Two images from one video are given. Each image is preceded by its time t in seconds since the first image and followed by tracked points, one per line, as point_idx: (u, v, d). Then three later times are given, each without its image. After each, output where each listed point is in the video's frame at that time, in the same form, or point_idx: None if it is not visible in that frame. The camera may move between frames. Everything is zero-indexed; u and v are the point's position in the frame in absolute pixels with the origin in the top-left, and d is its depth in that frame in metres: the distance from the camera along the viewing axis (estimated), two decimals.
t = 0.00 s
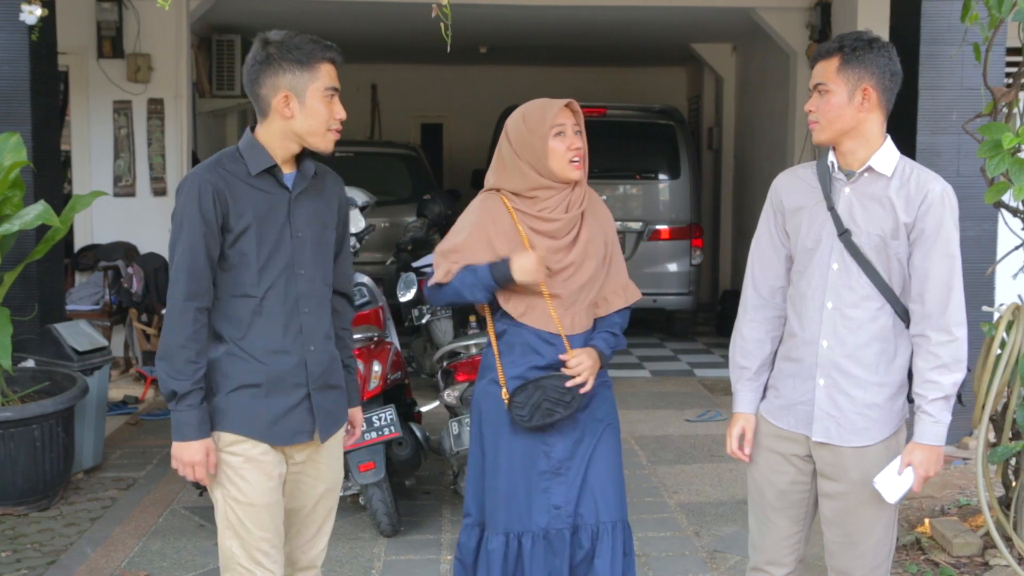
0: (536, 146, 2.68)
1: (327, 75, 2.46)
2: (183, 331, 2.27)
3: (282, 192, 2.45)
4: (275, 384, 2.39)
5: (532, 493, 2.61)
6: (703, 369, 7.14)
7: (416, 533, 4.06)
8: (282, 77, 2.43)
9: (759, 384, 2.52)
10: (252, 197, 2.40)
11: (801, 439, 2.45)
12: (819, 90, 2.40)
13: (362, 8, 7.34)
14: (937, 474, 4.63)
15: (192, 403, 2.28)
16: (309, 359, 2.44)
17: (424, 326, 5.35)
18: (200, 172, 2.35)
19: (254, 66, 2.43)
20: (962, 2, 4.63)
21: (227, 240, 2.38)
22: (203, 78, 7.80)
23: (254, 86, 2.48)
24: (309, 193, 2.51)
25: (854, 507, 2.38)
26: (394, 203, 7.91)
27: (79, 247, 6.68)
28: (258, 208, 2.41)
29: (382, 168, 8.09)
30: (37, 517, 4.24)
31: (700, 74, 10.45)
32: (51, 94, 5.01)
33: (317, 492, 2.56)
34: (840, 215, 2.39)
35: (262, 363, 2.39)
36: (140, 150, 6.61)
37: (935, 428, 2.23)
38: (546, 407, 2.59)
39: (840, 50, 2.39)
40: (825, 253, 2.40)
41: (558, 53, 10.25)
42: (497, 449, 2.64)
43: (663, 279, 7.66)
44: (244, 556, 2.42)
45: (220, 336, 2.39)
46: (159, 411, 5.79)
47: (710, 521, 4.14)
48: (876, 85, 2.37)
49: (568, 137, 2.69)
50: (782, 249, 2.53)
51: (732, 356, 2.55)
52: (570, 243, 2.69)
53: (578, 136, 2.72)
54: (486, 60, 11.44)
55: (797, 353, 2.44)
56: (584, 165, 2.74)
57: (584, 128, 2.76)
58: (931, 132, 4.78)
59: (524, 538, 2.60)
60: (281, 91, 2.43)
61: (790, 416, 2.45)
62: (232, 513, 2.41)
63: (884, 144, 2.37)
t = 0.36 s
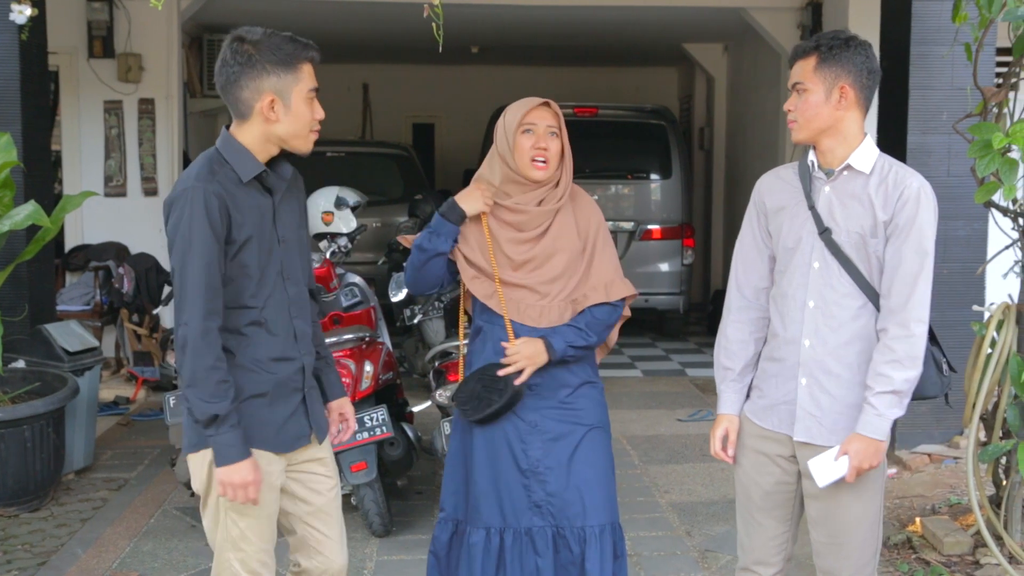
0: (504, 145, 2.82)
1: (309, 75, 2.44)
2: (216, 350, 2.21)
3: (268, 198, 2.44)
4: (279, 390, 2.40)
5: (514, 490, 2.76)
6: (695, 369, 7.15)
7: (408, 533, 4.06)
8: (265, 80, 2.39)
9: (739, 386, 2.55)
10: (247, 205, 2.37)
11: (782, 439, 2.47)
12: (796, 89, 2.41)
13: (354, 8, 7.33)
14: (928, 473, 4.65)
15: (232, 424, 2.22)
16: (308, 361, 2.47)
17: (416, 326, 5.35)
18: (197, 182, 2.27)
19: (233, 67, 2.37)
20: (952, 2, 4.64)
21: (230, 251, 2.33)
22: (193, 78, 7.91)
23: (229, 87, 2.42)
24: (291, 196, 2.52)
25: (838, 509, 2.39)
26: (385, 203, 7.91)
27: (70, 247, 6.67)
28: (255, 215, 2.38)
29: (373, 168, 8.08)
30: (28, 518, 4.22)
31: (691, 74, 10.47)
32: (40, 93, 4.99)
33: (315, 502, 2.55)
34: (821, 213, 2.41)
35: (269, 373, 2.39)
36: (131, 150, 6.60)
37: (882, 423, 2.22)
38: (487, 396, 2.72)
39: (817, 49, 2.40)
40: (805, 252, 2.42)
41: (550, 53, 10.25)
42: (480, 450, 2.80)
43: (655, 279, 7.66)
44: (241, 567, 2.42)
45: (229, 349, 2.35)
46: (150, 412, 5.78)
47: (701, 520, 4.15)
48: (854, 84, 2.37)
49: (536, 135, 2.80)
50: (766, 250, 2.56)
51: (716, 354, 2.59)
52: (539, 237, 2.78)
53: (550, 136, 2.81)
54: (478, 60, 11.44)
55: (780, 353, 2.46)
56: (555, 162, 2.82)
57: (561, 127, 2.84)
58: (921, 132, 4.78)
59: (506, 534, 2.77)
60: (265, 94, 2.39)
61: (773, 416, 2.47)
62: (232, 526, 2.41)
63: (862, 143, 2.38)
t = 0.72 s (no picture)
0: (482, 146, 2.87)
1: (301, 78, 2.43)
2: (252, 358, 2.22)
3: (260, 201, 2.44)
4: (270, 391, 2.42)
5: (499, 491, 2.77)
6: (683, 368, 7.16)
7: (395, 533, 4.06)
8: (259, 84, 2.36)
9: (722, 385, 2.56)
10: (253, 208, 2.38)
11: (765, 439, 2.47)
12: (775, 88, 2.42)
13: (341, 8, 7.32)
14: (913, 471, 4.66)
15: (277, 427, 2.25)
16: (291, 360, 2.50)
17: (402, 326, 5.35)
18: (215, 190, 2.25)
19: (227, 70, 2.33)
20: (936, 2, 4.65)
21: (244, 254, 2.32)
22: (179, 78, 7.86)
23: (219, 88, 2.37)
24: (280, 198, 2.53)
25: (823, 508, 2.40)
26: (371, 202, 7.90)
27: (55, 247, 6.64)
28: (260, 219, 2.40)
29: (360, 168, 8.07)
30: (12, 520, 4.21)
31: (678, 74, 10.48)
32: (24, 93, 4.97)
33: (306, 502, 2.55)
34: (800, 212, 2.41)
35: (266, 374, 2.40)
36: (116, 150, 6.58)
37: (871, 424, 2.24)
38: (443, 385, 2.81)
39: (795, 48, 2.41)
40: (786, 252, 2.42)
41: (537, 53, 10.25)
42: (466, 452, 2.80)
43: (641, 278, 7.67)
44: (238, 569, 2.40)
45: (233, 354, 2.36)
46: (135, 413, 5.76)
47: (687, 519, 4.15)
48: (831, 83, 2.38)
49: (513, 134, 2.82)
50: (747, 250, 2.56)
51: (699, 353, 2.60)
52: (514, 235, 2.81)
53: (526, 137, 2.83)
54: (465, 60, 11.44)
55: (761, 352, 2.47)
56: (530, 162, 2.84)
57: (539, 127, 2.85)
58: (906, 131, 4.79)
59: (489, 537, 2.77)
60: (259, 98, 2.37)
61: (756, 416, 2.48)
62: (230, 529, 2.39)
63: (841, 140, 2.39)
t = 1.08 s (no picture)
0: (469, 145, 2.86)
1: (293, 76, 2.43)
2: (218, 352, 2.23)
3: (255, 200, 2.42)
4: (271, 391, 2.42)
5: (488, 490, 2.77)
6: (672, 368, 7.16)
7: (384, 533, 4.05)
8: (255, 86, 2.36)
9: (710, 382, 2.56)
10: (240, 207, 2.36)
11: (753, 438, 2.48)
12: (761, 89, 2.42)
13: (330, 7, 7.31)
14: (902, 470, 4.67)
15: (244, 421, 2.26)
16: (292, 359, 2.48)
17: (391, 326, 5.35)
18: (196, 186, 2.26)
19: (224, 74, 2.32)
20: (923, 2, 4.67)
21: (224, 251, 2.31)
22: (167, 77, 7.81)
23: (214, 91, 2.37)
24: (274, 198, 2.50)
25: (812, 507, 2.40)
26: (361, 203, 7.88)
27: (43, 248, 6.62)
28: (248, 215, 2.37)
29: (350, 168, 8.07)
30: None
31: (667, 74, 10.49)
32: (12, 93, 4.95)
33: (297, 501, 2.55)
34: (787, 211, 2.42)
35: (260, 376, 2.39)
36: (103, 150, 6.56)
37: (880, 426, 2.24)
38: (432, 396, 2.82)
39: (781, 49, 2.41)
40: (772, 252, 2.42)
41: (527, 53, 10.25)
42: (456, 452, 2.80)
43: (630, 278, 7.68)
44: (230, 569, 2.39)
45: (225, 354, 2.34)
46: (124, 414, 5.74)
47: (676, 518, 4.16)
48: (817, 83, 2.38)
49: (501, 133, 2.83)
50: (733, 249, 2.57)
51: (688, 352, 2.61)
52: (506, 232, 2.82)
53: (514, 134, 2.83)
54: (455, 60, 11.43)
55: (749, 352, 2.47)
56: (519, 159, 2.85)
57: (524, 124, 2.86)
58: (894, 131, 4.80)
59: (480, 537, 2.78)
60: (256, 100, 2.37)
61: (743, 414, 2.48)
62: (223, 529, 2.38)
63: (828, 140, 2.40)
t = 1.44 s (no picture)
0: (463, 147, 2.87)
1: (298, 72, 2.44)
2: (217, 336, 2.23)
3: (263, 195, 2.43)
4: (277, 388, 2.40)
5: (483, 491, 2.77)
6: (670, 368, 7.16)
7: (383, 533, 4.05)
8: (258, 80, 2.37)
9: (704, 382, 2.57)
10: (244, 199, 2.37)
11: (750, 438, 2.48)
12: (758, 90, 2.43)
13: (328, 7, 7.30)
14: (900, 470, 4.68)
15: (232, 414, 2.24)
16: (303, 359, 2.47)
17: (389, 327, 5.35)
18: (197, 177, 2.28)
19: (227, 70, 2.34)
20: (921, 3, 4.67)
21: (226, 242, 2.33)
22: (165, 77, 7.78)
23: (220, 90, 2.39)
24: (284, 194, 2.50)
25: (807, 507, 2.40)
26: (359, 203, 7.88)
27: (40, 248, 6.61)
28: (252, 208, 2.38)
29: (348, 168, 8.07)
30: None
31: (665, 74, 10.50)
32: (10, 94, 4.95)
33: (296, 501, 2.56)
34: (784, 213, 2.42)
35: (263, 371, 2.37)
36: (101, 150, 6.56)
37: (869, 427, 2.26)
38: (417, 411, 2.77)
39: (777, 49, 2.41)
40: (770, 253, 2.42)
41: (525, 53, 10.25)
42: (452, 453, 2.80)
43: (628, 278, 7.68)
44: (232, 565, 2.39)
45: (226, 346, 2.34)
46: (121, 415, 5.74)
47: (674, 519, 4.16)
48: (814, 83, 2.38)
49: (495, 136, 2.84)
50: (732, 250, 2.57)
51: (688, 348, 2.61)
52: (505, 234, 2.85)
53: (508, 136, 2.86)
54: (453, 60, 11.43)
55: (747, 352, 2.47)
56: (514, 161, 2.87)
57: (517, 125, 2.89)
58: (892, 131, 4.81)
59: (475, 538, 2.78)
60: (259, 93, 2.38)
61: (741, 414, 2.48)
62: (224, 524, 2.38)
63: (826, 141, 2.40)
